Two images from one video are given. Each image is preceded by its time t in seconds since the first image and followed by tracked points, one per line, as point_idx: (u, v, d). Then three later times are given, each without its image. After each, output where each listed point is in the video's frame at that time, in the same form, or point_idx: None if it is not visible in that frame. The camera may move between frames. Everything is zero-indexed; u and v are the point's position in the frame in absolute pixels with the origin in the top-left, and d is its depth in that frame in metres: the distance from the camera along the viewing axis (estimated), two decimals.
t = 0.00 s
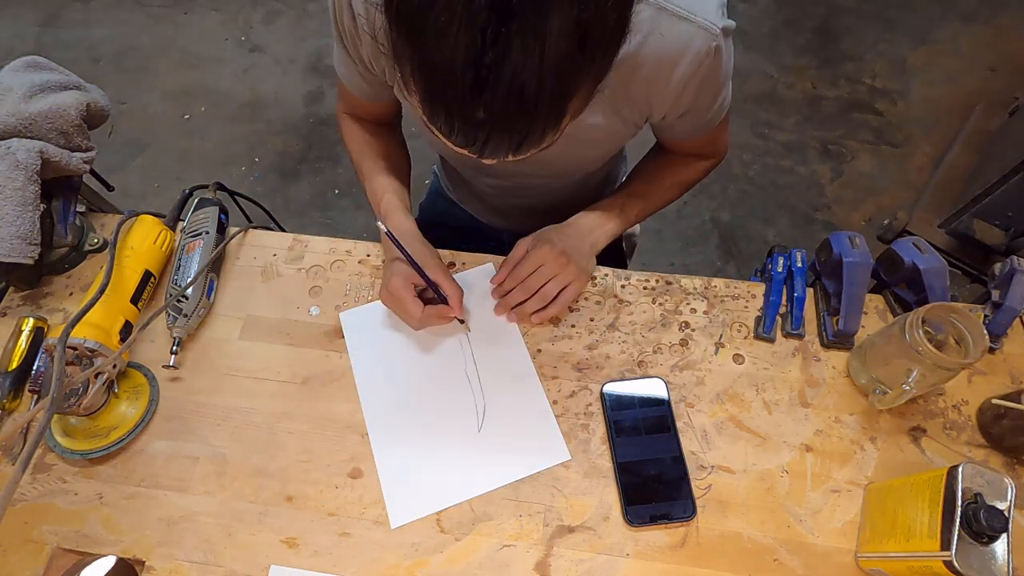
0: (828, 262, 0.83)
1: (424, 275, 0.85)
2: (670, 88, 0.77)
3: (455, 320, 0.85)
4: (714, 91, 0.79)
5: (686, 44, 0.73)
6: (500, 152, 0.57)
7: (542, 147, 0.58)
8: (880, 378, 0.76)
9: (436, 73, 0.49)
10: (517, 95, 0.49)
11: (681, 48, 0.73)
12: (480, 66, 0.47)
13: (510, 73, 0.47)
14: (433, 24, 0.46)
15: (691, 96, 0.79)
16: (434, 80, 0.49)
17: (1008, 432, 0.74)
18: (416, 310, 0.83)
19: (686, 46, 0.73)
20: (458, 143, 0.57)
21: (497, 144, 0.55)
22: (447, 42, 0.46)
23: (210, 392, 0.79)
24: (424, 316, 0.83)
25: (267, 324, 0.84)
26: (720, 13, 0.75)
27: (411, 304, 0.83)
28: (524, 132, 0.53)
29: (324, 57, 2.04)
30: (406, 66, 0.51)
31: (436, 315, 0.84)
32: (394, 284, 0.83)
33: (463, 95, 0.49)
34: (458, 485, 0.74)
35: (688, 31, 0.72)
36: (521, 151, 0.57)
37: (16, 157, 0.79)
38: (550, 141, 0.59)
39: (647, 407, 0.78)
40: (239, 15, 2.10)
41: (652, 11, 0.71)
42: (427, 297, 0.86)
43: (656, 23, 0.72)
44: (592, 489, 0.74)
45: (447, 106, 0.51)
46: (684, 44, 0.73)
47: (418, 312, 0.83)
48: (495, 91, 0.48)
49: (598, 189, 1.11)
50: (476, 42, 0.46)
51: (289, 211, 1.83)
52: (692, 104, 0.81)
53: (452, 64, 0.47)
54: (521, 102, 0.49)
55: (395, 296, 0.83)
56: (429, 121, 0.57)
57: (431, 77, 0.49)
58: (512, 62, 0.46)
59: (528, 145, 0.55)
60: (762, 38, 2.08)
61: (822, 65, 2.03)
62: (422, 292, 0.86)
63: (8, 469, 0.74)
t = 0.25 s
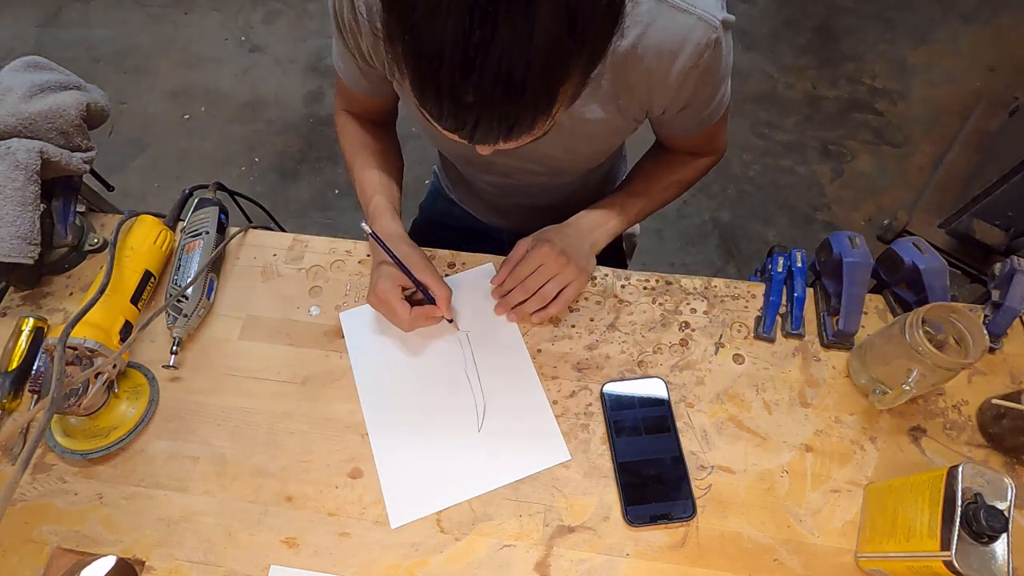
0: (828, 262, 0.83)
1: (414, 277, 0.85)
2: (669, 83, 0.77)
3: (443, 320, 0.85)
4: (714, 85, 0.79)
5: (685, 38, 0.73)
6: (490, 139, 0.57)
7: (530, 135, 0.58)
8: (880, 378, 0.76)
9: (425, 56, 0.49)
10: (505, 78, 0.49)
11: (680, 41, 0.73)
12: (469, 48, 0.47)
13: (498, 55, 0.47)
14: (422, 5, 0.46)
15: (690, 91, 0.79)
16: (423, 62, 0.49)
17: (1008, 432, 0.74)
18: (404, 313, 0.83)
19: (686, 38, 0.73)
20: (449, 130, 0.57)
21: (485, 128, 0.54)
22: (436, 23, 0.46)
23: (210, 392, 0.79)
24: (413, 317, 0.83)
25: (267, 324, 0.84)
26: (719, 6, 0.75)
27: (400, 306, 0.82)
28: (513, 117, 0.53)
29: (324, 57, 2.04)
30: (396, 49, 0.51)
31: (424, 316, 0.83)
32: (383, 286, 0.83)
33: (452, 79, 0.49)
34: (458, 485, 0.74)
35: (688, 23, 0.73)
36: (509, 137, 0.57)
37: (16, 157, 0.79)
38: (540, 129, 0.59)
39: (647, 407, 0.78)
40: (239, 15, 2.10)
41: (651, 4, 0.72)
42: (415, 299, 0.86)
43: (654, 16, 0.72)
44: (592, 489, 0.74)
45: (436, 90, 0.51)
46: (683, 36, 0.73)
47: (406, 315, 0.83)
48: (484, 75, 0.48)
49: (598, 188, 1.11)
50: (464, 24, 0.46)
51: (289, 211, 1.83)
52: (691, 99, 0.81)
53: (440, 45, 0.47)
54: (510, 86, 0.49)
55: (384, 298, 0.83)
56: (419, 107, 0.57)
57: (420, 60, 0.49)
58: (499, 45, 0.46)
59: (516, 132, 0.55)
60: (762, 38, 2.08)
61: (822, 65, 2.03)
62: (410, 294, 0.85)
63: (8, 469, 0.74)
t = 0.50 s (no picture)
0: (829, 262, 0.83)
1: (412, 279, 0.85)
2: (669, 84, 0.77)
3: (443, 323, 0.85)
4: (713, 87, 0.79)
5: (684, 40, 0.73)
6: (487, 145, 0.57)
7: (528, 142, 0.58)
8: (880, 378, 0.76)
9: (422, 62, 0.49)
10: (502, 85, 0.49)
11: (679, 43, 0.73)
12: (465, 55, 0.47)
13: (495, 64, 0.47)
14: (420, 12, 0.46)
15: (691, 93, 0.79)
16: (420, 68, 0.49)
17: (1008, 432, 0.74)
18: (403, 315, 0.82)
19: (686, 39, 0.73)
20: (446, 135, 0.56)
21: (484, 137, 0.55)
22: (433, 30, 0.46)
23: (209, 392, 0.79)
24: (411, 320, 0.83)
25: (267, 324, 0.84)
26: (719, 8, 0.75)
27: (398, 309, 0.82)
28: (510, 124, 0.53)
29: (324, 57, 2.04)
30: (393, 55, 0.51)
31: (421, 318, 0.83)
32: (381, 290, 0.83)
33: (449, 86, 0.49)
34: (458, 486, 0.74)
35: (688, 25, 0.73)
36: (507, 145, 0.57)
37: (16, 157, 0.79)
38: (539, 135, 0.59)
39: (647, 407, 0.78)
40: (239, 15, 2.10)
41: (651, 6, 0.72)
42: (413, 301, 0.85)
43: (653, 18, 0.72)
44: (592, 489, 0.74)
45: (433, 96, 0.51)
46: (682, 38, 0.73)
47: (404, 317, 0.82)
48: (480, 82, 0.49)
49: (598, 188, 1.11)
50: (461, 32, 0.46)
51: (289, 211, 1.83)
52: (691, 101, 0.81)
53: (437, 54, 0.47)
54: (506, 93, 0.49)
55: (383, 300, 0.83)
56: (417, 113, 0.57)
57: (419, 68, 0.49)
58: (496, 53, 0.46)
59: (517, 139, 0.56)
60: (762, 38, 2.08)
61: (822, 65, 2.03)
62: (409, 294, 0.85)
63: (8, 469, 0.74)
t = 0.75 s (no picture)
0: (829, 262, 0.83)
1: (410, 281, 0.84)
2: (669, 86, 0.77)
3: (441, 327, 0.84)
4: (713, 89, 0.79)
5: (685, 42, 0.73)
6: (493, 151, 0.57)
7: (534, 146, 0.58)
8: (880, 378, 0.76)
9: (427, 74, 0.49)
10: (507, 96, 0.49)
11: (680, 45, 0.73)
12: (471, 67, 0.47)
13: (500, 75, 0.47)
14: (424, 25, 0.46)
15: (691, 95, 0.79)
16: (425, 79, 0.49)
17: (1008, 432, 0.74)
18: (399, 315, 0.82)
19: (686, 42, 0.73)
20: (451, 142, 0.57)
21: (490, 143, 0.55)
22: (438, 43, 0.46)
23: (210, 392, 0.79)
24: (409, 322, 0.83)
25: (267, 324, 0.84)
26: (719, 10, 0.75)
27: (395, 309, 0.82)
28: (515, 132, 0.53)
29: (324, 57, 2.04)
30: (398, 65, 0.51)
31: (420, 321, 0.83)
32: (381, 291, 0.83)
33: (454, 96, 0.49)
34: (458, 486, 0.74)
35: (688, 27, 0.72)
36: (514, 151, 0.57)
37: (16, 157, 0.79)
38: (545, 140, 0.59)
39: (647, 407, 0.78)
40: (239, 15, 2.10)
41: (652, 8, 0.72)
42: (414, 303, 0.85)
43: (654, 19, 0.72)
44: (592, 489, 0.74)
45: (438, 106, 0.51)
46: (682, 40, 0.73)
47: (402, 319, 0.82)
48: (486, 93, 0.49)
49: (598, 189, 1.11)
50: (467, 44, 0.46)
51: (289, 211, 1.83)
52: (691, 103, 0.81)
53: (443, 65, 0.47)
54: (511, 103, 0.49)
55: (380, 301, 0.83)
56: (422, 120, 0.57)
57: (424, 78, 0.49)
58: (501, 64, 0.46)
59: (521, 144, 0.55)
60: (762, 38, 2.09)
61: (822, 65, 2.03)
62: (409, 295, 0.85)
63: (8, 469, 0.74)
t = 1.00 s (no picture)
0: (829, 262, 0.83)
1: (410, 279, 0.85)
2: (669, 85, 0.77)
3: (440, 327, 0.85)
4: (713, 88, 0.79)
5: (685, 42, 0.73)
6: (499, 154, 0.57)
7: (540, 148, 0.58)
8: (880, 378, 0.76)
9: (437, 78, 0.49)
10: (516, 99, 0.49)
11: (680, 44, 0.73)
12: (480, 72, 0.47)
13: (509, 78, 0.47)
14: (433, 31, 0.46)
15: (690, 94, 0.79)
16: (435, 84, 0.49)
17: (1008, 432, 0.74)
18: (398, 313, 0.83)
19: (686, 41, 0.73)
20: (459, 145, 0.57)
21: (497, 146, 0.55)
22: (447, 48, 0.46)
23: (210, 392, 0.79)
24: (407, 320, 0.83)
25: (267, 324, 0.84)
26: (720, 10, 0.75)
27: (394, 308, 0.82)
28: (523, 134, 0.53)
29: (324, 57, 2.04)
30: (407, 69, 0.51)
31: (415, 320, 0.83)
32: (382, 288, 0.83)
33: (464, 101, 0.49)
34: (457, 486, 0.74)
35: (688, 27, 0.72)
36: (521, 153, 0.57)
37: (16, 157, 0.79)
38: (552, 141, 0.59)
39: (647, 407, 0.78)
40: (239, 15, 2.10)
41: (652, 8, 0.71)
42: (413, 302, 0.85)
43: (654, 19, 0.72)
44: (592, 489, 0.74)
45: (448, 110, 0.51)
46: (682, 40, 0.73)
47: (400, 316, 0.83)
48: (495, 97, 0.49)
49: (598, 189, 1.11)
50: (476, 49, 0.46)
51: (289, 211, 1.83)
52: (690, 102, 0.81)
53: (452, 70, 0.47)
54: (521, 107, 0.49)
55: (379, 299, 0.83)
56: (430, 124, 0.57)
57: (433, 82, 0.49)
58: (511, 67, 0.46)
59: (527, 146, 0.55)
60: (762, 38, 2.08)
61: (822, 65, 2.03)
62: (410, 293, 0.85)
63: (8, 469, 0.74)
